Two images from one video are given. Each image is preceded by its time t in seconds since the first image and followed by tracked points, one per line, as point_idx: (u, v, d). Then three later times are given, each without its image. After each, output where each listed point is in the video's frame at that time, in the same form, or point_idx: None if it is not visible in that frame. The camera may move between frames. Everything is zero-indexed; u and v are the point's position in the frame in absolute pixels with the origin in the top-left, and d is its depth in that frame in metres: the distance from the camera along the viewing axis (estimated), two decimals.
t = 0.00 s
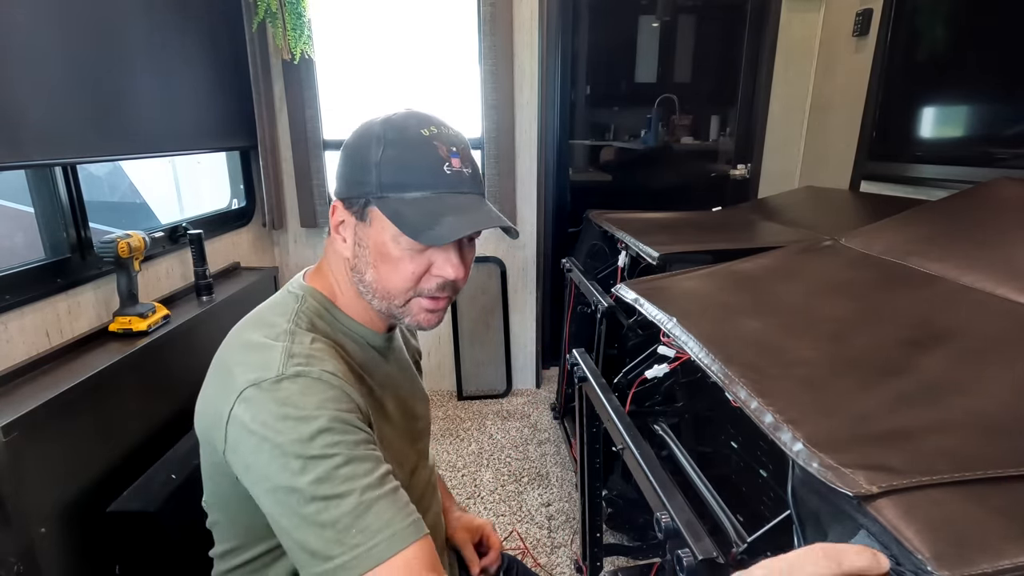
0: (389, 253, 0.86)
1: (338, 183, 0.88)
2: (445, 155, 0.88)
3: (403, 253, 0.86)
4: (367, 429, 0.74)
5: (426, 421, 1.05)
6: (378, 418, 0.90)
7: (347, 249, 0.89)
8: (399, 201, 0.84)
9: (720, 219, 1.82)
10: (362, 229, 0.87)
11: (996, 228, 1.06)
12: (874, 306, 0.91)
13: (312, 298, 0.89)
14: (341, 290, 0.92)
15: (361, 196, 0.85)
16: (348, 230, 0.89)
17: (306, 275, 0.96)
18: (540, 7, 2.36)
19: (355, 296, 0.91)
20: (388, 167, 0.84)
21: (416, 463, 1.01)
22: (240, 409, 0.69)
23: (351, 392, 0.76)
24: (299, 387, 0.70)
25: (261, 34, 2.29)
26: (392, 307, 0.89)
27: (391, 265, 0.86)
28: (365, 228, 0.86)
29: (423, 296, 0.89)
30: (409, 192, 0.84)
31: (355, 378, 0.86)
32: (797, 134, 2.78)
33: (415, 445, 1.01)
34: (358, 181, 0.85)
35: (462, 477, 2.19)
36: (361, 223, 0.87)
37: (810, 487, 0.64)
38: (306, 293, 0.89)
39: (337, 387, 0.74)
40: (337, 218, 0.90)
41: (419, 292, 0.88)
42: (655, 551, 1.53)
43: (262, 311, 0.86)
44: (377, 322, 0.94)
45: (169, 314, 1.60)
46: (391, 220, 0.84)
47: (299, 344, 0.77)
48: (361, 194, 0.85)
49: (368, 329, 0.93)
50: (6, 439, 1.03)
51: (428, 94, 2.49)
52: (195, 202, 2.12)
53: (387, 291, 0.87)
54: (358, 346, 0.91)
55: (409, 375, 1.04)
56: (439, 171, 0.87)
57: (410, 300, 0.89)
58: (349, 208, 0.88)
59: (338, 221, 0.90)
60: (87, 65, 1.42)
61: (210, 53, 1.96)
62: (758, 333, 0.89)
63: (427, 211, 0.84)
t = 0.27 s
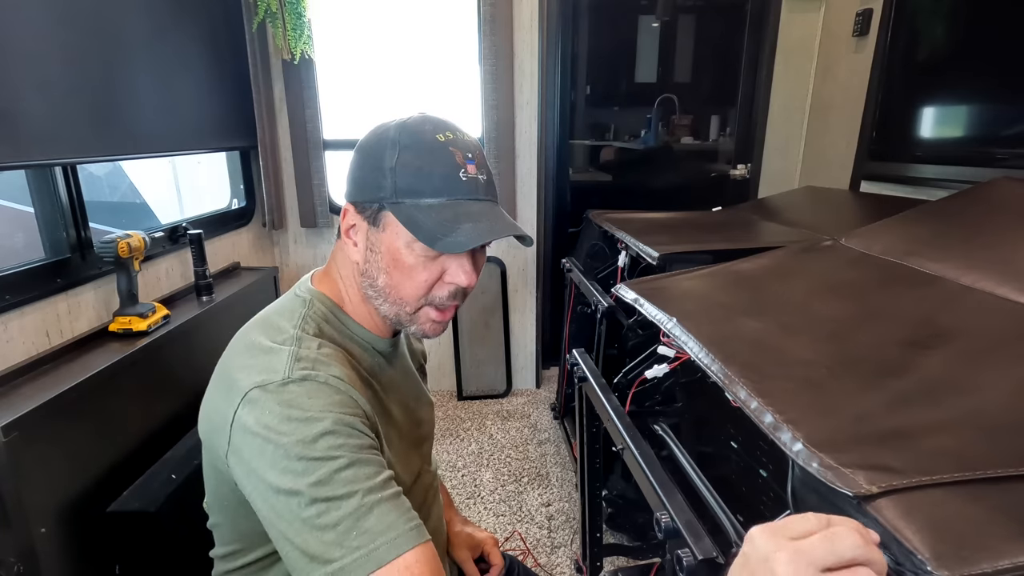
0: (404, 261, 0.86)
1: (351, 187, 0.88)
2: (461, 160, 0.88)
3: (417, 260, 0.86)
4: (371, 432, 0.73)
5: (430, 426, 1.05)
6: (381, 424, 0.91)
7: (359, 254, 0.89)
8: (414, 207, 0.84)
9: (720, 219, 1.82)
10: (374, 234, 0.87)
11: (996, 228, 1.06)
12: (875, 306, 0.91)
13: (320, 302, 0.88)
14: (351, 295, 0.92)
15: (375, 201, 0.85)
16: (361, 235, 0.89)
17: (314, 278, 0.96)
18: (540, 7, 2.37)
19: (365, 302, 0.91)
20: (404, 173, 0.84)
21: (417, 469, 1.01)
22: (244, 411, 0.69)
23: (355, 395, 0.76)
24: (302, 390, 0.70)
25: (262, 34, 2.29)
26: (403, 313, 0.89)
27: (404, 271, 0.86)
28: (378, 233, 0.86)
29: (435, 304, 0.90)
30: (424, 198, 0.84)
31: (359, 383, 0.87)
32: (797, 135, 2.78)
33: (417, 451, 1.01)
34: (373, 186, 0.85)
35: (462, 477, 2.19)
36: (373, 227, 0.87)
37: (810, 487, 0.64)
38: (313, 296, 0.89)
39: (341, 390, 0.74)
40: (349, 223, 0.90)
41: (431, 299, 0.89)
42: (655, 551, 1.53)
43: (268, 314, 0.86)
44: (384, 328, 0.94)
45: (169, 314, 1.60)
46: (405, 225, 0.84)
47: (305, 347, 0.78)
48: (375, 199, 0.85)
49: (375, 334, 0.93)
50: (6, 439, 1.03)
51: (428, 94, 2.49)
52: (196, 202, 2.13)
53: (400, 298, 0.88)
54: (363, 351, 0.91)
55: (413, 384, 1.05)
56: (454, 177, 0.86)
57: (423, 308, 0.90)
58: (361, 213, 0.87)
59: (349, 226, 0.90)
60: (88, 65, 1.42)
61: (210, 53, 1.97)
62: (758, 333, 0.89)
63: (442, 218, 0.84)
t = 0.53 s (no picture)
0: (399, 259, 0.86)
1: (349, 185, 0.89)
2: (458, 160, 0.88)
3: (413, 258, 0.85)
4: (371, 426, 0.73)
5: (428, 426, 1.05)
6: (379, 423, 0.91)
7: (356, 251, 0.89)
8: (410, 205, 0.84)
9: (720, 219, 1.82)
10: (371, 231, 0.87)
11: (996, 228, 1.06)
12: (874, 306, 0.91)
13: (316, 300, 0.89)
14: (348, 293, 0.92)
15: (372, 198, 0.85)
16: (357, 233, 0.89)
17: (311, 275, 0.96)
18: (540, 7, 2.37)
19: (361, 300, 0.91)
20: (401, 171, 0.84)
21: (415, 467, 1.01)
22: (243, 408, 0.69)
23: (354, 391, 0.76)
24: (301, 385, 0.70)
25: (262, 34, 2.29)
26: (398, 312, 0.89)
27: (400, 270, 0.86)
28: (374, 230, 0.86)
29: (432, 304, 0.90)
30: (420, 196, 0.84)
31: (357, 382, 0.87)
32: (797, 135, 2.78)
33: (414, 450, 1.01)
34: (370, 184, 0.85)
35: (462, 477, 2.19)
36: (370, 224, 0.86)
37: (810, 487, 0.64)
38: (310, 294, 0.89)
39: (339, 385, 0.73)
40: (345, 220, 0.90)
41: (427, 298, 0.89)
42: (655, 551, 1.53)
43: (265, 312, 0.86)
44: (379, 326, 0.94)
45: (169, 314, 1.60)
46: (400, 222, 0.84)
47: (303, 345, 0.78)
48: (372, 197, 0.85)
49: (372, 333, 0.93)
50: (6, 439, 1.03)
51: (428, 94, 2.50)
52: (196, 202, 2.13)
53: (396, 297, 0.88)
54: (359, 349, 0.92)
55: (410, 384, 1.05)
56: (451, 176, 0.86)
57: (422, 307, 0.90)
58: (359, 211, 0.87)
59: (346, 223, 0.89)
60: (88, 65, 1.42)
61: (210, 53, 1.97)
62: (758, 333, 0.89)
63: (438, 215, 0.84)
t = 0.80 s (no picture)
0: (384, 247, 0.85)
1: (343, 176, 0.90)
2: (443, 151, 0.88)
3: (398, 248, 0.85)
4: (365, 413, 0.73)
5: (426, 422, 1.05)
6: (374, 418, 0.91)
7: (347, 242, 0.90)
8: (394, 191, 0.84)
9: (720, 219, 1.82)
10: (360, 221, 0.87)
11: (997, 228, 1.06)
12: (874, 307, 0.91)
13: (314, 295, 0.89)
14: (341, 285, 0.92)
15: (361, 187, 0.86)
16: (347, 224, 0.89)
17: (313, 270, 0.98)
18: (540, 7, 2.36)
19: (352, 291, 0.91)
20: (385, 158, 0.85)
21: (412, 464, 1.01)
22: (237, 394, 0.69)
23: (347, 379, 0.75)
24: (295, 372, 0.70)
25: (262, 34, 2.29)
26: (383, 303, 0.88)
27: (385, 259, 0.86)
28: (363, 219, 0.86)
29: (413, 297, 0.87)
30: (404, 183, 0.84)
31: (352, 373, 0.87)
32: (797, 135, 2.78)
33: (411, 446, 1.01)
34: (360, 173, 0.86)
35: (462, 477, 2.19)
36: (359, 214, 0.87)
37: (810, 487, 0.64)
38: (308, 289, 0.89)
39: (332, 373, 0.73)
40: (340, 211, 0.91)
41: (413, 287, 0.87)
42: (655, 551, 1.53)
43: (263, 305, 0.86)
44: (371, 321, 0.93)
45: (169, 314, 1.60)
46: (383, 208, 0.84)
47: (297, 334, 0.78)
48: (361, 185, 0.86)
49: (367, 329, 0.93)
50: (6, 439, 1.03)
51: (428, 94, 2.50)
52: (196, 202, 2.13)
53: (380, 287, 0.87)
54: (354, 343, 0.91)
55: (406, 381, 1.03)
56: (435, 166, 0.86)
57: (405, 300, 0.88)
58: (351, 202, 0.88)
59: (342, 215, 0.90)
60: (88, 65, 1.42)
61: (210, 53, 1.97)
62: (757, 333, 0.89)
63: (418, 199, 0.83)
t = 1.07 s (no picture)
0: (457, 279, 0.87)
1: (402, 201, 0.80)
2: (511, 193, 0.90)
3: (472, 279, 0.88)
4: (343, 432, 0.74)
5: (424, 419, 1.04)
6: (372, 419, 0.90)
7: (412, 275, 0.85)
8: (489, 242, 0.84)
9: (720, 219, 1.82)
10: (437, 259, 0.83)
11: (997, 228, 1.06)
12: (875, 307, 0.91)
13: (305, 296, 0.87)
14: (382, 309, 0.89)
15: (451, 232, 0.81)
16: (417, 259, 0.83)
17: (307, 274, 0.91)
18: (540, 7, 2.36)
19: (398, 314, 0.90)
20: (475, 197, 0.82)
21: (411, 465, 1.00)
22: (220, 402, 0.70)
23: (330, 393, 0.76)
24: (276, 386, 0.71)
25: (262, 34, 2.29)
26: (432, 320, 0.91)
27: (453, 288, 0.87)
28: (444, 258, 0.83)
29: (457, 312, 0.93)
30: (495, 234, 0.85)
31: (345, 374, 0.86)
32: (797, 134, 2.78)
33: (410, 446, 0.99)
34: (450, 218, 0.81)
35: (461, 477, 2.19)
36: (439, 253, 0.83)
37: (810, 487, 0.64)
38: (299, 289, 0.88)
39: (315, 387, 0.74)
40: (399, 241, 0.82)
41: (462, 305, 0.92)
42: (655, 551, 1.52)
43: (255, 308, 0.86)
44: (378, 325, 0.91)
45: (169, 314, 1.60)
46: (478, 256, 0.84)
47: (286, 340, 0.78)
48: (451, 231, 0.81)
49: (363, 326, 0.89)
50: (6, 439, 1.03)
51: (428, 94, 2.50)
52: (195, 202, 2.12)
53: (439, 309, 0.89)
54: (350, 343, 0.88)
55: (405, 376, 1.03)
56: (511, 211, 0.89)
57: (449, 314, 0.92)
58: (425, 239, 0.82)
59: (398, 246, 0.82)
60: (87, 65, 1.42)
61: (210, 53, 1.97)
62: (758, 333, 0.89)
63: (511, 250, 0.87)
